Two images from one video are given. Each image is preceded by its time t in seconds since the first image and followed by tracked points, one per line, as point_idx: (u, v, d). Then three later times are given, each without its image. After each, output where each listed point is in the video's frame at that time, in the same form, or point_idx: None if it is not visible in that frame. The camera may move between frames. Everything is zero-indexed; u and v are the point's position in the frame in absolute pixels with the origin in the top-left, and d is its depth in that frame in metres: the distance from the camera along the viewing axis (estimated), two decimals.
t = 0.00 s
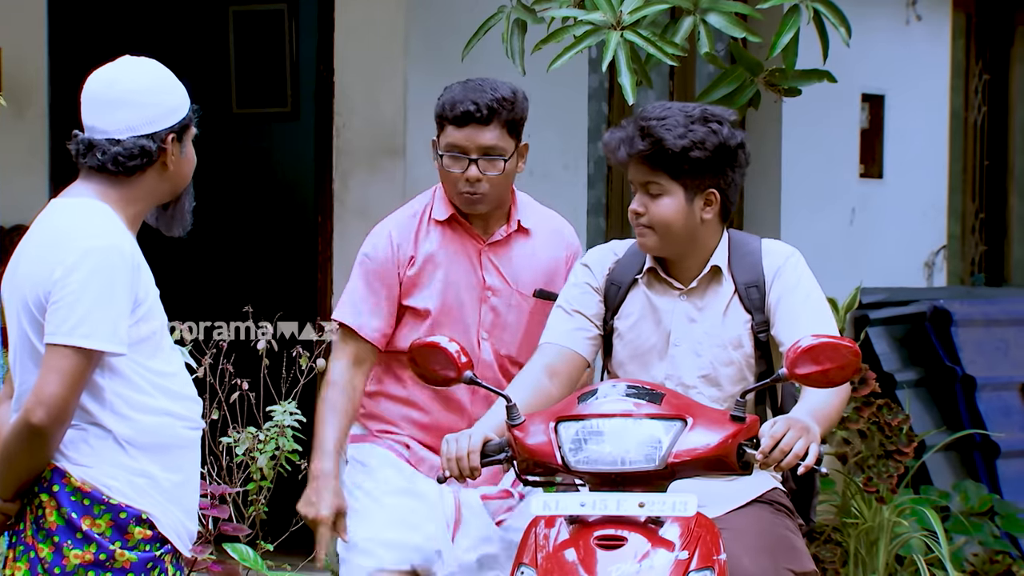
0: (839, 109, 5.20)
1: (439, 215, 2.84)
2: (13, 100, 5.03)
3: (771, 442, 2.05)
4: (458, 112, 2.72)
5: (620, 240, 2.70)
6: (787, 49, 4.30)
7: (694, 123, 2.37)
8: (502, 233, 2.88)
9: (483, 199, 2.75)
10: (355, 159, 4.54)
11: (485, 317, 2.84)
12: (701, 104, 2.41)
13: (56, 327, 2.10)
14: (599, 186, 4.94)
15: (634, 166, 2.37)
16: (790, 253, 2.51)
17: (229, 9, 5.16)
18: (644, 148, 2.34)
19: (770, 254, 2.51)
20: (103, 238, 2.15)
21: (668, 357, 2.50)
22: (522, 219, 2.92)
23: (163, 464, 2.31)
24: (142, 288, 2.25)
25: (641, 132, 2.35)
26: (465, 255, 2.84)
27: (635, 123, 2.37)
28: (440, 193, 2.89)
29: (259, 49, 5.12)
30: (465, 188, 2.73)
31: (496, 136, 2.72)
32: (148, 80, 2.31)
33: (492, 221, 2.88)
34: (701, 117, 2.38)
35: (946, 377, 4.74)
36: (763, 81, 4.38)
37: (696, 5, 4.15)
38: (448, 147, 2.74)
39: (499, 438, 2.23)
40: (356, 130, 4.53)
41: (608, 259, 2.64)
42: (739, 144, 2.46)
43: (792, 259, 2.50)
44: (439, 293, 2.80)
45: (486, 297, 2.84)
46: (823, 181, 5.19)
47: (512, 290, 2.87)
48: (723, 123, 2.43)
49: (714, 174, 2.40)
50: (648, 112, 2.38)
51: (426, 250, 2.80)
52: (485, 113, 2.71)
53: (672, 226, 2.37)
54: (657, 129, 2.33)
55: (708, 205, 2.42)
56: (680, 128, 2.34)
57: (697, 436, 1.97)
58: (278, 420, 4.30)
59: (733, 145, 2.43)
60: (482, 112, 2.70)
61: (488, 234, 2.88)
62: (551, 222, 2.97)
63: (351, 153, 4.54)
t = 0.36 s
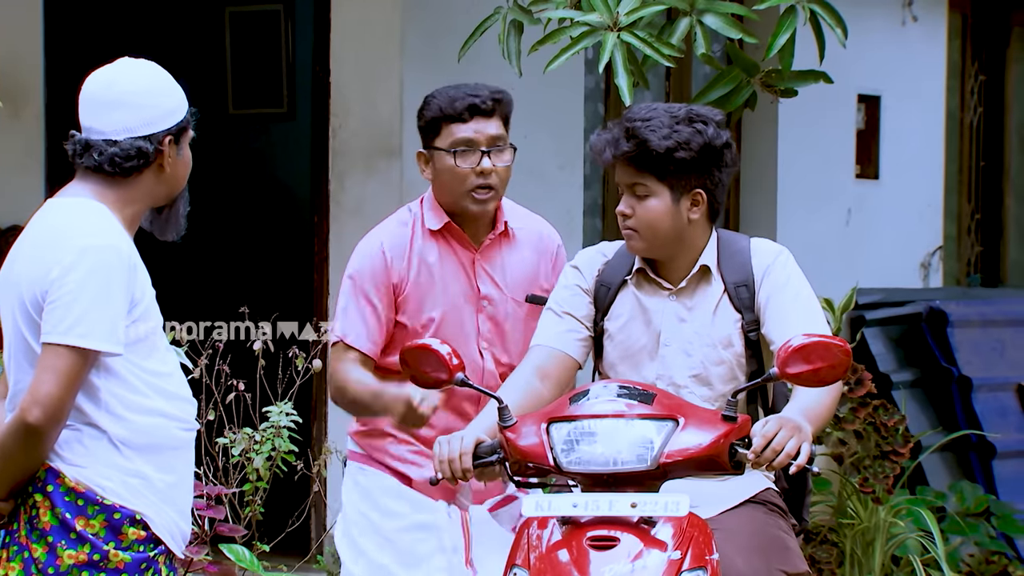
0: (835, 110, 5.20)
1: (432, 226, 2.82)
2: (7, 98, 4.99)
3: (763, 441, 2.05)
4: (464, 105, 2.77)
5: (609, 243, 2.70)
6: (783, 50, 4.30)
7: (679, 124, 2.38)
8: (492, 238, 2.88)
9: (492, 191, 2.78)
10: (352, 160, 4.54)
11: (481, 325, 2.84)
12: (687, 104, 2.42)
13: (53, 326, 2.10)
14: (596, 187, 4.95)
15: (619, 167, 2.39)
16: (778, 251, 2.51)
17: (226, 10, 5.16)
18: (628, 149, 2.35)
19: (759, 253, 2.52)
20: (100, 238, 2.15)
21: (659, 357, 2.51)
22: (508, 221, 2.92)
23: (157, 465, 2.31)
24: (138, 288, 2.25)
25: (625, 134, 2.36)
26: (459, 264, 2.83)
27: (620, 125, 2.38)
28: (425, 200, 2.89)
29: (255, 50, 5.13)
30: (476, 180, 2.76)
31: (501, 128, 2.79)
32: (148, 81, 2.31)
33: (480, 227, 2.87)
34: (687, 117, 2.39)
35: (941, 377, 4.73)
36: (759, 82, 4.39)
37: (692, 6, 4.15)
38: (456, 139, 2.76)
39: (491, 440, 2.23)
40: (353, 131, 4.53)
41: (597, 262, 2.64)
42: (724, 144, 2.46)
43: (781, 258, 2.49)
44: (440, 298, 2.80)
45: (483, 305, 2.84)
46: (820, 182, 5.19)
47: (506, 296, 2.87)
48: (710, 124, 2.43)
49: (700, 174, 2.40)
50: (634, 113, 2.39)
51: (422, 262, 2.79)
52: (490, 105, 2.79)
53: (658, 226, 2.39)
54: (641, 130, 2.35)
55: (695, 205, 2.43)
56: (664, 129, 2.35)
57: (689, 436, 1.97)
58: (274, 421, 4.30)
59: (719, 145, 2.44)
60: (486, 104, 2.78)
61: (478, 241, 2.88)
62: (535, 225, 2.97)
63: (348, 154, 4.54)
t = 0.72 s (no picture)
0: (833, 110, 5.21)
1: (422, 212, 2.79)
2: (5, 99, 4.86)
3: (757, 441, 2.06)
4: (459, 88, 2.75)
5: (605, 241, 2.71)
6: (781, 51, 4.30)
7: (676, 120, 2.39)
8: (483, 223, 2.86)
9: (488, 173, 2.75)
10: (350, 161, 4.54)
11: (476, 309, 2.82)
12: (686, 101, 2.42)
13: (53, 325, 2.10)
14: (593, 187, 4.96)
15: (614, 162, 2.40)
16: (775, 251, 2.51)
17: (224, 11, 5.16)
18: (622, 144, 2.36)
19: (756, 252, 2.52)
20: (101, 238, 2.15)
21: (654, 355, 2.50)
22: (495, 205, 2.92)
23: (153, 465, 2.31)
24: (139, 289, 2.25)
25: (621, 129, 2.37)
26: (452, 249, 2.81)
27: (617, 121, 2.40)
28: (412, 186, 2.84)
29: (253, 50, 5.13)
30: (471, 163, 2.73)
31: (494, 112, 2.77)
32: (134, 77, 2.29)
33: (470, 210, 2.85)
34: (683, 114, 2.40)
35: (939, 378, 4.73)
36: (757, 82, 4.38)
37: (690, 6, 4.15)
38: (449, 123, 2.72)
39: (487, 441, 2.23)
40: (351, 131, 4.53)
41: (595, 261, 2.64)
42: (721, 142, 2.46)
43: (778, 257, 2.50)
44: (435, 277, 2.78)
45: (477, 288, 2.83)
46: (818, 182, 5.19)
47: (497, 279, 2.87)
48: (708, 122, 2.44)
49: (694, 171, 2.41)
50: (631, 109, 2.41)
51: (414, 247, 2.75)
52: (483, 88, 2.77)
53: (650, 222, 2.39)
54: (636, 125, 2.36)
55: (688, 202, 2.43)
56: (659, 125, 2.36)
57: (684, 436, 1.97)
58: (272, 421, 4.30)
59: (715, 143, 2.44)
60: (480, 87, 2.76)
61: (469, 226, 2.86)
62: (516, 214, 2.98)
63: (345, 155, 4.55)
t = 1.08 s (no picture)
0: (828, 110, 5.21)
1: (416, 206, 2.80)
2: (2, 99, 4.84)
3: (753, 441, 2.05)
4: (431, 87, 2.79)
5: (604, 240, 2.70)
6: (777, 52, 4.30)
7: (677, 119, 2.39)
8: (481, 225, 2.83)
9: (440, 172, 2.74)
10: (346, 161, 4.54)
11: (462, 310, 2.78)
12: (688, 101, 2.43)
13: (43, 330, 2.09)
14: (590, 187, 4.96)
15: (616, 158, 2.41)
16: (775, 252, 2.51)
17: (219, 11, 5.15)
18: (623, 141, 2.37)
19: (756, 253, 2.52)
20: (90, 241, 2.14)
21: (652, 356, 2.50)
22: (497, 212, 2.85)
23: (146, 466, 2.30)
24: (129, 292, 2.25)
25: (623, 126, 2.38)
26: (442, 246, 2.79)
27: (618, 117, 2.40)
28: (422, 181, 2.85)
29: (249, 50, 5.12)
30: (423, 160, 2.75)
31: (459, 112, 2.75)
32: (120, 74, 2.28)
33: (470, 210, 2.82)
34: (686, 112, 2.40)
35: (934, 378, 4.74)
36: (752, 83, 4.38)
37: (686, 7, 4.15)
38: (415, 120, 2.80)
39: (483, 441, 2.22)
40: (347, 131, 4.52)
41: (595, 260, 2.64)
42: (722, 143, 2.47)
43: (778, 258, 2.49)
44: (416, 275, 2.76)
45: (464, 290, 2.79)
46: (814, 183, 5.20)
47: (490, 284, 2.80)
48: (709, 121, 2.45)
49: (693, 170, 2.41)
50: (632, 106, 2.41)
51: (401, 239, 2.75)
52: (450, 86, 2.76)
53: (649, 219, 2.38)
54: (637, 123, 2.37)
55: (688, 201, 2.43)
56: (660, 122, 2.37)
57: (680, 437, 1.98)
58: (268, 422, 4.29)
59: (716, 143, 2.45)
60: (448, 85, 2.76)
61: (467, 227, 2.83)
62: (537, 223, 2.89)
63: (341, 155, 4.54)
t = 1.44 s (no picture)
0: (821, 112, 5.22)
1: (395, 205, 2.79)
2: None
3: (751, 443, 2.04)
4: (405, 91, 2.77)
5: (602, 242, 2.70)
6: (769, 53, 4.31)
7: (674, 119, 2.39)
8: (459, 222, 2.83)
9: (416, 177, 2.72)
10: (338, 163, 4.53)
11: (442, 307, 2.79)
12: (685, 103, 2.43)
13: (25, 331, 2.07)
14: (582, 189, 4.96)
15: (614, 158, 2.41)
16: (772, 253, 2.50)
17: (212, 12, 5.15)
18: (620, 140, 2.37)
19: (752, 253, 2.52)
20: (71, 240, 2.12)
21: (648, 356, 2.50)
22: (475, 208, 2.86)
23: (135, 465, 2.29)
24: (109, 290, 2.23)
25: (620, 125, 2.38)
26: (421, 244, 2.80)
27: (616, 118, 2.40)
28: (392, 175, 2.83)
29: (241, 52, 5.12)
30: (398, 164, 2.72)
31: (434, 116, 2.73)
32: (72, 71, 2.19)
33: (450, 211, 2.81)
34: (683, 113, 2.41)
35: (927, 379, 4.74)
36: (745, 84, 4.39)
37: (678, 8, 4.15)
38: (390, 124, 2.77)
39: (480, 441, 2.23)
40: (339, 133, 4.52)
41: (592, 260, 2.64)
42: (720, 145, 2.47)
43: (774, 259, 2.49)
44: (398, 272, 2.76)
45: (444, 287, 2.79)
46: (806, 184, 5.20)
47: (469, 281, 2.81)
48: (706, 123, 2.45)
49: (691, 171, 2.40)
50: (630, 107, 2.41)
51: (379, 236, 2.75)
52: (421, 88, 2.74)
53: (645, 220, 2.38)
54: (634, 123, 2.36)
55: (683, 203, 2.42)
56: (658, 123, 2.37)
57: (678, 439, 1.97)
58: (260, 423, 4.29)
59: (713, 145, 2.44)
60: (422, 89, 2.74)
61: (444, 225, 2.83)
62: (509, 215, 2.92)
63: (334, 156, 4.53)
